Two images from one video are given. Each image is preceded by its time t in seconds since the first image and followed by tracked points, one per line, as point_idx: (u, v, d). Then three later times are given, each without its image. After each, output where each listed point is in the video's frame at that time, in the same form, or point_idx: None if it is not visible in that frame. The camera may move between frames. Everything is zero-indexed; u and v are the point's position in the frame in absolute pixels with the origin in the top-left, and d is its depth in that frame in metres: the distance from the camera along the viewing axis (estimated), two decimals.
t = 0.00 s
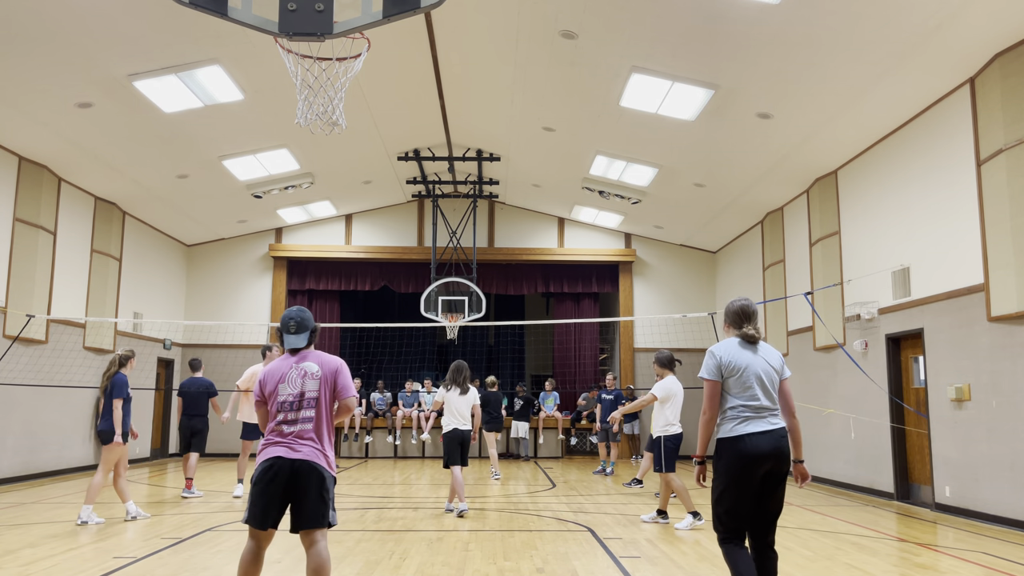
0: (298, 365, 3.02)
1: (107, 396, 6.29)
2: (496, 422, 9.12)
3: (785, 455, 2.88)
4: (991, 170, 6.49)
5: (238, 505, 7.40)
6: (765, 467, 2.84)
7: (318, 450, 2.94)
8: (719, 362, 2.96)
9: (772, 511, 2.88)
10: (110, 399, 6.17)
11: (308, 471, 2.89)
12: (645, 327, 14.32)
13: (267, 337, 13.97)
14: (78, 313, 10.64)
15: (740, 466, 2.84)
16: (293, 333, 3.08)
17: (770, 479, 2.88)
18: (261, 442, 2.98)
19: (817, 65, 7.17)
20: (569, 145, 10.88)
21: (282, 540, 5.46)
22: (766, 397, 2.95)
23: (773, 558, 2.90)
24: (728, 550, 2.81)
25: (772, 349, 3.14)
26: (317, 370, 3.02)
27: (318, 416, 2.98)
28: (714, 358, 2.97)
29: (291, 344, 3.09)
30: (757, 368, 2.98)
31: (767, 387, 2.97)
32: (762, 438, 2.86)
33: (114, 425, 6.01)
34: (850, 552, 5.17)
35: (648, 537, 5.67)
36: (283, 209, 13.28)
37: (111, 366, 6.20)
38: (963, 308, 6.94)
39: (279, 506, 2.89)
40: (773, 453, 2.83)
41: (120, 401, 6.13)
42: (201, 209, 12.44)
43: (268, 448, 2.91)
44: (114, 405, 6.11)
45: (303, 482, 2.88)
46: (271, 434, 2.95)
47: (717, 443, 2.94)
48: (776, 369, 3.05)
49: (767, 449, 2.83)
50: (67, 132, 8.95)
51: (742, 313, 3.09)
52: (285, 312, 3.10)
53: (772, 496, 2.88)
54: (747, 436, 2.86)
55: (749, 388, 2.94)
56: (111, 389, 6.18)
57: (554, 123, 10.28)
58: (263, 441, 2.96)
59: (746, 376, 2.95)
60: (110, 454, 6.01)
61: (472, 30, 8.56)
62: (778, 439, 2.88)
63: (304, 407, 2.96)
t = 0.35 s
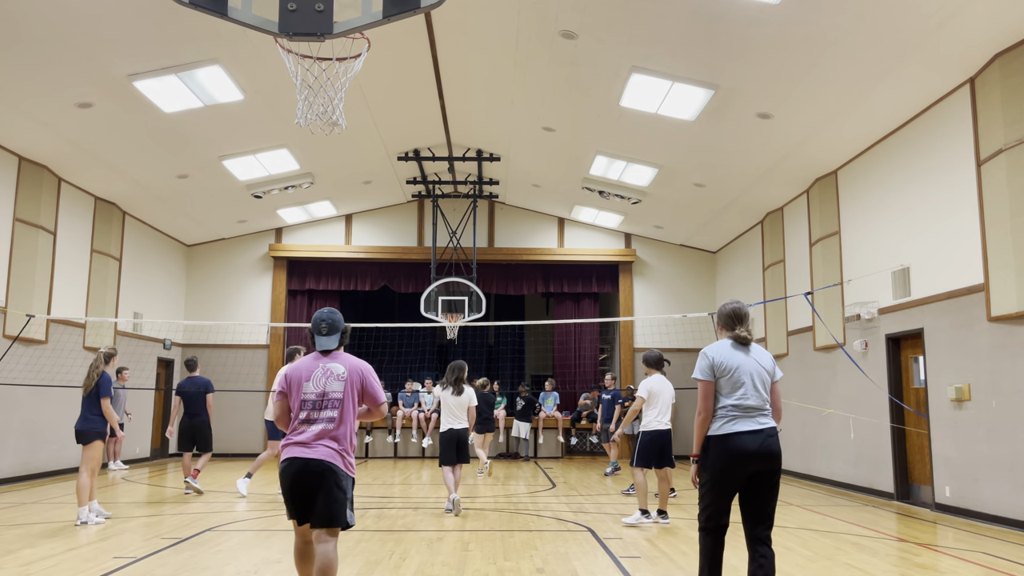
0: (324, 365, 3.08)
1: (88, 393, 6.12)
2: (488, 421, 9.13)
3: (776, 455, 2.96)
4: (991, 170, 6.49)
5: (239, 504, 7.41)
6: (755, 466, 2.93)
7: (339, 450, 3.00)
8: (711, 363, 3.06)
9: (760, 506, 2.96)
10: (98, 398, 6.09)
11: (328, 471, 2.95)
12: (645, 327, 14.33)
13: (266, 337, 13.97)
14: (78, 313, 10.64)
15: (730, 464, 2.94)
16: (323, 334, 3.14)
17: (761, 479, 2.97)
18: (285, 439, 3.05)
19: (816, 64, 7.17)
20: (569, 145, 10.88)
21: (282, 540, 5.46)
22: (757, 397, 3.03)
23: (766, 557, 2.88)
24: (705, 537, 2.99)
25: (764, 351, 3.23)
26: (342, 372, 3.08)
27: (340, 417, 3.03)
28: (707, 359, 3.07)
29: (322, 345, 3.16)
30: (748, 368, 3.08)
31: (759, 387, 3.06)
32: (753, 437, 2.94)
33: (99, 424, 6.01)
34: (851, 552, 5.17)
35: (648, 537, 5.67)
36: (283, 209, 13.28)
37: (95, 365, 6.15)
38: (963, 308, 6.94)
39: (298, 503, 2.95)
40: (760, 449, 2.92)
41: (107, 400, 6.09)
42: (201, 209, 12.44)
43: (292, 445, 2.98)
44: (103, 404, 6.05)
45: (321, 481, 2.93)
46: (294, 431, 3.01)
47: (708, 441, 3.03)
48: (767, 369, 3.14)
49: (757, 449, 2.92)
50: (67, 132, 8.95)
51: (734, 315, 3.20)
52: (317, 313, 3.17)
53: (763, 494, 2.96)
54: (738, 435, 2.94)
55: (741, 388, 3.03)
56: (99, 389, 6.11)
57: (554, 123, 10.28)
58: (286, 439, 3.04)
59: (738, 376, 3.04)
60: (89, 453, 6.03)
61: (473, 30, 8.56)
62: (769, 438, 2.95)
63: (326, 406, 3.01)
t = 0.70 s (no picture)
0: (333, 369, 3.18)
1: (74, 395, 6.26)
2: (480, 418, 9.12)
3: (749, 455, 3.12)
4: (990, 170, 6.49)
5: (239, 504, 7.42)
6: (729, 465, 3.09)
7: (353, 449, 3.11)
8: (688, 366, 3.22)
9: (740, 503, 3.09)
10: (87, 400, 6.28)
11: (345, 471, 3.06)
12: (645, 327, 14.33)
13: (266, 337, 13.97)
14: (78, 313, 10.64)
15: (706, 464, 3.10)
16: (328, 338, 3.23)
17: (736, 477, 3.12)
18: (301, 443, 3.18)
19: (817, 64, 7.17)
20: (569, 145, 10.88)
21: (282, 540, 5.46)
22: (732, 399, 3.18)
23: (748, 550, 2.98)
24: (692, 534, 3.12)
25: (743, 353, 3.36)
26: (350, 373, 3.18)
27: (351, 419, 3.14)
28: (685, 362, 3.22)
29: (328, 348, 3.24)
30: (724, 372, 3.23)
31: (733, 390, 3.21)
32: (726, 438, 3.11)
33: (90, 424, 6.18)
34: (851, 552, 5.17)
35: (648, 537, 5.67)
36: (283, 209, 13.28)
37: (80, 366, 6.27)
38: (963, 308, 6.94)
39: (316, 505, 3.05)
40: (733, 450, 3.09)
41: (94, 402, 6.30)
42: (201, 209, 12.44)
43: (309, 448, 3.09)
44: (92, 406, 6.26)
45: (337, 482, 3.06)
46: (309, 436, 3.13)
47: (685, 442, 3.21)
48: (744, 372, 3.28)
49: (729, 449, 3.09)
50: (67, 132, 8.95)
51: (713, 318, 3.32)
52: (321, 316, 3.24)
53: (739, 493, 3.11)
54: (711, 436, 3.12)
55: (716, 391, 3.18)
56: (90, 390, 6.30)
57: (554, 123, 10.28)
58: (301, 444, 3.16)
59: (713, 380, 3.19)
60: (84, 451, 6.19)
61: (473, 30, 8.55)
62: (742, 439, 3.11)
63: (339, 408, 3.12)
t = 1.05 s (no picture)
0: (357, 370, 3.27)
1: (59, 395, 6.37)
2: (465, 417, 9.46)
3: (725, 453, 3.15)
4: (990, 170, 6.49)
5: (239, 504, 7.42)
6: (705, 464, 3.13)
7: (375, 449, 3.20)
8: (667, 365, 3.25)
9: (722, 500, 3.13)
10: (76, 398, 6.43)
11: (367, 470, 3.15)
12: (645, 327, 14.34)
13: (267, 337, 13.98)
14: (78, 313, 10.64)
15: (683, 465, 3.14)
16: (357, 341, 3.33)
17: (714, 475, 3.14)
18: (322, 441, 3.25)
19: (816, 64, 7.17)
20: (569, 145, 10.87)
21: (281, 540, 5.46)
22: (710, 399, 3.22)
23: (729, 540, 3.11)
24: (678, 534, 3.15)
25: (723, 352, 3.40)
26: (374, 375, 3.28)
27: (374, 419, 3.23)
28: (663, 361, 3.26)
29: (354, 349, 3.34)
30: (702, 372, 3.26)
31: (711, 390, 3.24)
32: (702, 437, 3.15)
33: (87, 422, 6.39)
34: (851, 552, 5.17)
35: (648, 537, 5.68)
36: (283, 209, 13.28)
37: (66, 365, 6.41)
38: (963, 308, 6.94)
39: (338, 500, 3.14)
40: (712, 449, 3.13)
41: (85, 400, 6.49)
42: (201, 209, 12.44)
43: (331, 446, 3.18)
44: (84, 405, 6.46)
45: (360, 480, 3.15)
46: (332, 435, 3.21)
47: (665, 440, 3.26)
48: (723, 372, 3.32)
49: (705, 449, 3.12)
50: (67, 132, 8.95)
51: (692, 321, 3.36)
52: (348, 319, 3.35)
53: (717, 490, 3.14)
54: (688, 437, 3.15)
55: (693, 390, 3.22)
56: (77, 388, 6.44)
57: (554, 123, 10.28)
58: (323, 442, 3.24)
59: (691, 379, 3.23)
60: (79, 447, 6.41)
61: (472, 30, 8.55)
62: (719, 440, 3.15)
63: (362, 408, 3.22)
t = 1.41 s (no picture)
0: (376, 368, 3.36)
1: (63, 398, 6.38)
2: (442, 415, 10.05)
3: (720, 452, 3.18)
4: (990, 170, 6.49)
5: (239, 504, 7.42)
6: (701, 463, 3.14)
7: (389, 445, 3.29)
8: (663, 363, 3.25)
9: (716, 500, 3.15)
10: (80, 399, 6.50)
11: (382, 466, 3.24)
12: (645, 327, 14.34)
13: (266, 337, 13.98)
14: (78, 313, 10.65)
15: (679, 463, 3.14)
16: (375, 339, 3.42)
17: (709, 474, 3.15)
18: (336, 435, 3.30)
19: (816, 64, 7.17)
20: (569, 145, 10.88)
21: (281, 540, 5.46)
22: (704, 399, 3.24)
23: (720, 540, 3.18)
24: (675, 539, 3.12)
25: (716, 351, 3.41)
26: (391, 374, 3.38)
27: (391, 417, 3.33)
28: (659, 359, 3.26)
29: (372, 346, 3.43)
30: (697, 371, 3.27)
31: (705, 389, 3.26)
32: (698, 435, 3.16)
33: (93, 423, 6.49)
34: (850, 552, 5.17)
35: (647, 537, 5.68)
36: (283, 209, 13.28)
37: (70, 369, 6.46)
38: (963, 308, 6.94)
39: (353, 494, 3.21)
40: (708, 450, 3.14)
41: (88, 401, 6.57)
42: (201, 209, 12.44)
43: (347, 441, 3.24)
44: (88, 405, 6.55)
45: (377, 474, 3.23)
46: (349, 430, 3.27)
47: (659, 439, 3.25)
48: (716, 371, 3.34)
49: (701, 448, 3.14)
50: (67, 132, 8.95)
51: (685, 321, 3.39)
52: (368, 317, 3.44)
53: (712, 489, 3.16)
54: (685, 435, 3.16)
55: (689, 389, 3.24)
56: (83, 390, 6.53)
57: (554, 123, 10.28)
58: (338, 436, 3.29)
59: (686, 378, 3.25)
60: (77, 449, 6.48)
61: (473, 30, 8.55)
62: (714, 438, 3.17)
63: (380, 406, 3.31)
